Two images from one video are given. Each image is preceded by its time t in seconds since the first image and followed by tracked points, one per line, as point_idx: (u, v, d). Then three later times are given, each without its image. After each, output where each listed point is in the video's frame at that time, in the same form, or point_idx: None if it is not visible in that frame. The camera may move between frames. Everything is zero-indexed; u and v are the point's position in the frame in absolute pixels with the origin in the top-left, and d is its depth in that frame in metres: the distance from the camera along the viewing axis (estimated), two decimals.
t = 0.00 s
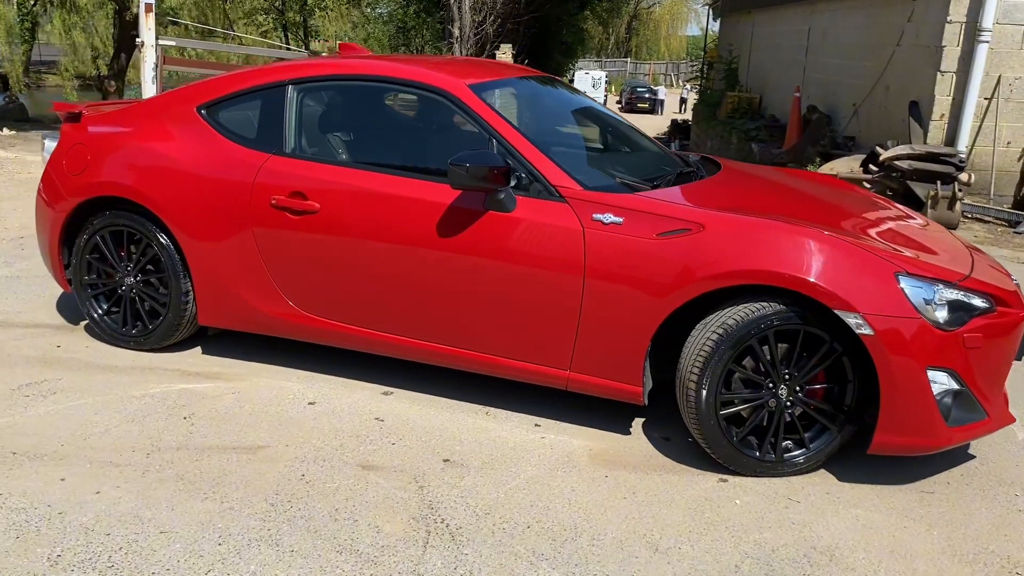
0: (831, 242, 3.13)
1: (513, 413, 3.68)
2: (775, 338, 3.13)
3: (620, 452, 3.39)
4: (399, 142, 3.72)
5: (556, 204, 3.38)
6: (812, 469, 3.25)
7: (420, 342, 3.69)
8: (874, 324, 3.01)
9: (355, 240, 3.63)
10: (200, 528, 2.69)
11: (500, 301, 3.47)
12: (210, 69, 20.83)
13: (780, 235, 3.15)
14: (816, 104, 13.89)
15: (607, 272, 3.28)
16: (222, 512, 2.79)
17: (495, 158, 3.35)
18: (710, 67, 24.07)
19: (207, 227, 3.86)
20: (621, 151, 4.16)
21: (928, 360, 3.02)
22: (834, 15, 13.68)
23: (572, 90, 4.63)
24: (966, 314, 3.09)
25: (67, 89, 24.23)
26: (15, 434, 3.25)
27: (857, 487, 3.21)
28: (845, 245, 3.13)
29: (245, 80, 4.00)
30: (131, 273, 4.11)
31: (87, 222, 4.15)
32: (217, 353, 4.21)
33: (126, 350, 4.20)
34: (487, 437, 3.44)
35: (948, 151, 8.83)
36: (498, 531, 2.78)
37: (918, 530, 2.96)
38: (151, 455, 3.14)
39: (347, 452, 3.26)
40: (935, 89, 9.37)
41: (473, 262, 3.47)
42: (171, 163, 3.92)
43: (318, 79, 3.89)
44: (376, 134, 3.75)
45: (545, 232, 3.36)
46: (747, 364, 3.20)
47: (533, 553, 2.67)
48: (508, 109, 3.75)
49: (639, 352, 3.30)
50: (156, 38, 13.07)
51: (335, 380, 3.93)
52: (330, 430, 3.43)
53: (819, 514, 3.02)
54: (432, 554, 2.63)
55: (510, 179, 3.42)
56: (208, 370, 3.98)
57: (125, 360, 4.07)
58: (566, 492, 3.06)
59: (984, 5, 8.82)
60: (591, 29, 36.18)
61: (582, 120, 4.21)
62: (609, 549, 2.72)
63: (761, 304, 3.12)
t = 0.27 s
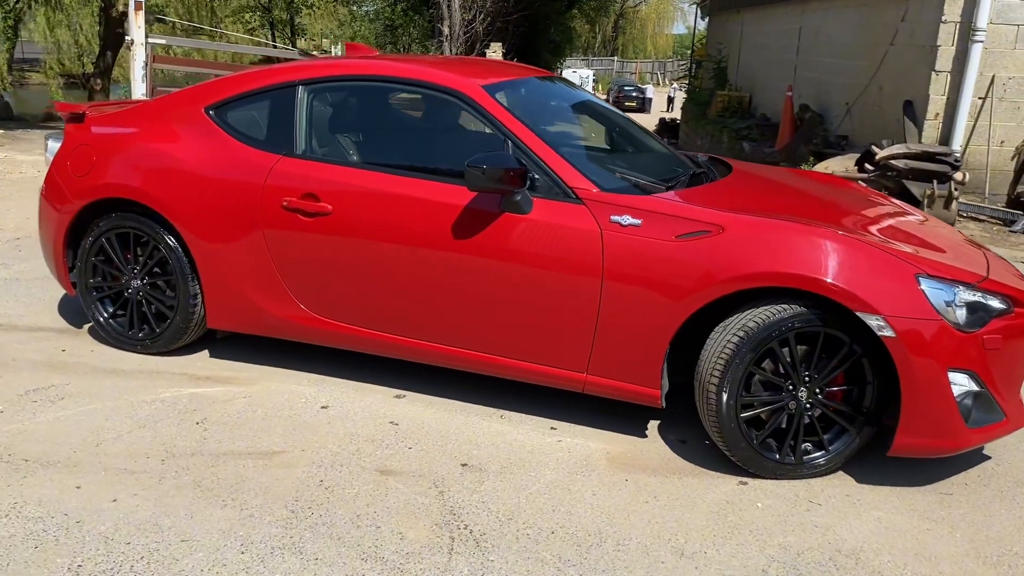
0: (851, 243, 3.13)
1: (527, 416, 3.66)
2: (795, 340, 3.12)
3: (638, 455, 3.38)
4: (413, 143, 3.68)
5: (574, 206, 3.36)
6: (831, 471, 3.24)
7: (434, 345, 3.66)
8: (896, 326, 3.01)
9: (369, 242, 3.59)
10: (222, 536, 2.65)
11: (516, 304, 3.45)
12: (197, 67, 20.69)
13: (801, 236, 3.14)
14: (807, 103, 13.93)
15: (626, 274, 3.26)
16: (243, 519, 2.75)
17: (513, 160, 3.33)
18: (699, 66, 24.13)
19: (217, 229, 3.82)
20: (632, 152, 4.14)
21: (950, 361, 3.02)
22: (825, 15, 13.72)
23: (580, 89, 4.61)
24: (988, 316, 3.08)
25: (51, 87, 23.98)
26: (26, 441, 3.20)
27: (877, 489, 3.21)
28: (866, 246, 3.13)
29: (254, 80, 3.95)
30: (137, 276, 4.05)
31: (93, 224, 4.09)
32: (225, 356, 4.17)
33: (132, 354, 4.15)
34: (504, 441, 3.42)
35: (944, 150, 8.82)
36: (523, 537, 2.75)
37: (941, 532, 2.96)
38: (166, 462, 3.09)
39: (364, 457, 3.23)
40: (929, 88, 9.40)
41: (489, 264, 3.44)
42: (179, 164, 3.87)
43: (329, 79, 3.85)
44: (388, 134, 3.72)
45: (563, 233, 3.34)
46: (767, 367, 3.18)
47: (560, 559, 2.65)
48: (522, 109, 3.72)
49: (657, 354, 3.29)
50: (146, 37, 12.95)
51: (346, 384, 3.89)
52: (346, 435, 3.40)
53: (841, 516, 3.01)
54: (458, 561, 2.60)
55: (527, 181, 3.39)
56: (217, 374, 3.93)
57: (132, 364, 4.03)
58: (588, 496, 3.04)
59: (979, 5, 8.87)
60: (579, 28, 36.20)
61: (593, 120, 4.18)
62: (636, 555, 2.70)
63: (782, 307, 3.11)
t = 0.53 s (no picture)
0: (882, 247, 3.12)
1: (551, 420, 3.64)
2: (826, 345, 3.12)
3: (665, 459, 3.36)
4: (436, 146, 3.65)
5: (601, 210, 3.34)
6: (860, 476, 3.24)
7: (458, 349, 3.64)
8: (928, 330, 3.00)
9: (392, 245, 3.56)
10: (256, 545, 2.62)
11: (543, 308, 3.42)
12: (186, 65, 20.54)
13: (831, 240, 3.13)
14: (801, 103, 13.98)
15: (655, 278, 3.24)
16: (276, 528, 2.72)
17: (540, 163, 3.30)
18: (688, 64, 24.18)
19: (235, 233, 3.77)
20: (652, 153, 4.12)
21: (981, 366, 3.02)
22: (819, 14, 13.77)
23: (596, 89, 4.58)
24: (1017, 319, 3.08)
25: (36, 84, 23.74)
26: (48, 448, 3.15)
27: (907, 493, 3.21)
28: (897, 250, 3.12)
29: (272, 81, 3.91)
30: (152, 279, 4.00)
31: (106, 226, 4.04)
32: (241, 360, 4.12)
33: (146, 358, 4.10)
34: (530, 446, 3.39)
35: (942, 150, 8.86)
36: (559, 544, 2.73)
37: (974, 535, 2.96)
38: (193, 469, 3.05)
39: (392, 463, 3.20)
40: (927, 88, 9.44)
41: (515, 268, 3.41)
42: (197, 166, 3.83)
43: (349, 80, 3.81)
44: (410, 136, 3.69)
45: (590, 237, 3.31)
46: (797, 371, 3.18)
47: (599, 566, 2.63)
48: (545, 111, 3.69)
49: (686, 359, 3.27)
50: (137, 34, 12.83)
51: (367, 388, 3.86)
52: (371, 440, 3.37)
53: (873, 521, 3.01)
54: (497, 569, 2.58)
55: (553, 184, 3.37)
56: (235, 379, 3.89)
57: (147, 368, 3.98)
58: (620, 502, 3.02)
59: (976, 5, 8.91)
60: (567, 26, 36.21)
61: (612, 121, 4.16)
62: (674, 561, 2.69)
63: (813, 311, 3.10)
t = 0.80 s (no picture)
0: (911, 248, 3.12)
1: (574, 421, 3.62)
2: (856, 345, 3.12)
3: (691, 460, 3.36)
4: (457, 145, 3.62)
5: (628, 210, 3.32)
6: (886, 476, 3.25)
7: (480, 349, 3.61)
8: (959, 331, 3.01)
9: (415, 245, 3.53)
10: (292, 550, 2.59)
11: (568, 308, 3.41)
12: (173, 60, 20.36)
13: (861, 241, 3.13)
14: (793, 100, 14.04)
15: (683, 279, 3.23)
16: (310, 532, 2.69)
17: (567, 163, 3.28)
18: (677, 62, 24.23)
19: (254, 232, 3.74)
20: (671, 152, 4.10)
21: (1011, 366, 3.02)
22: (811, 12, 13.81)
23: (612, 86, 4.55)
24: None
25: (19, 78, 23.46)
26: (70, 451, 3.10)
27: (934, 493, 3.21)
28: (926, 251, 3.12)
29: (290, 79, 3.87)
30: (167, 279, 3.95)
31: (119, 226, 3.98)
32: (256, 361, 4.08)
33: (161, 358, 4.06)
34: (556, 447, 3.38)
35: (938, 149, 8.92)
36: (596, 547, 2.72)
37: (1004, 535, 2.97)
38: (220, 472, 3.01)
39: (420, 465, 3.17)
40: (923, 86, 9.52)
41: (541, 268, 3.39)
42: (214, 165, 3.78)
43: (369, 78, 3.77)
44: (432, 135, 3.66)
45: (618, 237, 3.30)
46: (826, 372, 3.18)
47: (638, 569, 2.62)
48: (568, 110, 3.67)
49: (714, 360, 3.27)
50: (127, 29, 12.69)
51: (386, 388, 3.83)
52: (396, 442, 3.34)
53: (903, 521, 3.02)
54: (537, 572, 2.56)
55: (580, 184, 3.35)
56: (253, 379, 3.85)
57: (163, 369, 3.93)
58: (651, 503, 3.01)
59: (972, 5, 8.96)
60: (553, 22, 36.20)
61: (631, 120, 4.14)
62: (711, 563, 2.68)
63: (842, 311, 3.10)
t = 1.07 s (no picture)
0: (932, 248, 3.12)
1: (589, 421, 3.61)
2: (875, 346, 3.12)
3: (709, 460, 3.35)
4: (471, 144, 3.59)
5: (647, 210, 3.31)
6: (903, 476, 3.26)
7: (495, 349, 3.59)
8: (980, 332, 3.01)
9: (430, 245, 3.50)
10: (318, 555, 2.56)
11: (586, 308, 3.39)
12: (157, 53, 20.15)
13: (882, 241, 3.13)
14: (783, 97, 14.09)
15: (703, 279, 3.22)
16: (335, 536, 2.66)
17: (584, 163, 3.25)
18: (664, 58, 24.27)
19: (267, 232, 3.70)
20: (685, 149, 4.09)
21: None
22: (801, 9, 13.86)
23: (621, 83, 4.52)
24: None
25: None
26: (84, 454, 3.05)
27: (951, 493, 3.23)
28: (947, 251, 3.13)
29: (301, 76, 3.83)
30: (174, 278, 3.90)
31: (126, 224, 3.93)
32: (265, 360, 4.03)
33: (168, 358, 4.01)
34: (573, 447, 3.36)
35: (932, 146, 8.97)
36: (622, 550, 2.70)
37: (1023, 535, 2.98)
38: (237, 475, 2.97)
39: (439, 467, 3.14)
40: (916, 85, 9.56)
41: (559, 268, 3.38)
42: (225, 163, 3.74)
43: (382, 75, 3.73)
44: (447, 133, 3.62)
45: (637, 237, 3.28)
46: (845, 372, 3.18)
47: (666, 572, 2.61)
48: (585, 109, 3.65)
49: (732, 360, 3.27)
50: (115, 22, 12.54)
51: (399, 388, 3.79)
52: (412, 443, 3.31)
53: (923, 521, 3.02)
54: None
55: (598, 184, 3.33)
56: (263, 379, 3.80)
57: (171, 368, 3.88)
58: (673, 504, 3.00)
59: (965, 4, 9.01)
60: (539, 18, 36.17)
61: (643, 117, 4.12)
62: (738, 565, 2.67)
63: (863, 312, 3.10)
